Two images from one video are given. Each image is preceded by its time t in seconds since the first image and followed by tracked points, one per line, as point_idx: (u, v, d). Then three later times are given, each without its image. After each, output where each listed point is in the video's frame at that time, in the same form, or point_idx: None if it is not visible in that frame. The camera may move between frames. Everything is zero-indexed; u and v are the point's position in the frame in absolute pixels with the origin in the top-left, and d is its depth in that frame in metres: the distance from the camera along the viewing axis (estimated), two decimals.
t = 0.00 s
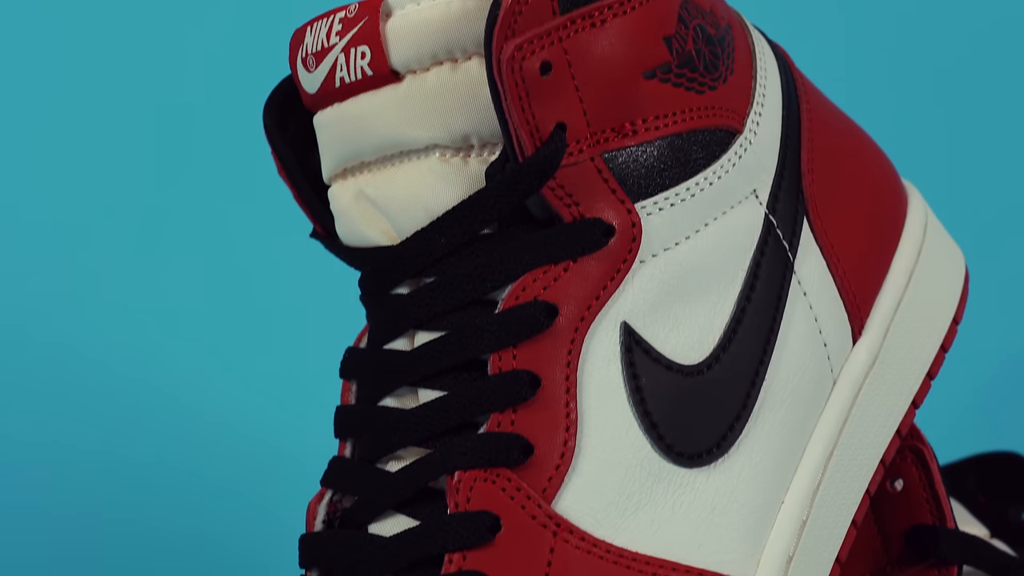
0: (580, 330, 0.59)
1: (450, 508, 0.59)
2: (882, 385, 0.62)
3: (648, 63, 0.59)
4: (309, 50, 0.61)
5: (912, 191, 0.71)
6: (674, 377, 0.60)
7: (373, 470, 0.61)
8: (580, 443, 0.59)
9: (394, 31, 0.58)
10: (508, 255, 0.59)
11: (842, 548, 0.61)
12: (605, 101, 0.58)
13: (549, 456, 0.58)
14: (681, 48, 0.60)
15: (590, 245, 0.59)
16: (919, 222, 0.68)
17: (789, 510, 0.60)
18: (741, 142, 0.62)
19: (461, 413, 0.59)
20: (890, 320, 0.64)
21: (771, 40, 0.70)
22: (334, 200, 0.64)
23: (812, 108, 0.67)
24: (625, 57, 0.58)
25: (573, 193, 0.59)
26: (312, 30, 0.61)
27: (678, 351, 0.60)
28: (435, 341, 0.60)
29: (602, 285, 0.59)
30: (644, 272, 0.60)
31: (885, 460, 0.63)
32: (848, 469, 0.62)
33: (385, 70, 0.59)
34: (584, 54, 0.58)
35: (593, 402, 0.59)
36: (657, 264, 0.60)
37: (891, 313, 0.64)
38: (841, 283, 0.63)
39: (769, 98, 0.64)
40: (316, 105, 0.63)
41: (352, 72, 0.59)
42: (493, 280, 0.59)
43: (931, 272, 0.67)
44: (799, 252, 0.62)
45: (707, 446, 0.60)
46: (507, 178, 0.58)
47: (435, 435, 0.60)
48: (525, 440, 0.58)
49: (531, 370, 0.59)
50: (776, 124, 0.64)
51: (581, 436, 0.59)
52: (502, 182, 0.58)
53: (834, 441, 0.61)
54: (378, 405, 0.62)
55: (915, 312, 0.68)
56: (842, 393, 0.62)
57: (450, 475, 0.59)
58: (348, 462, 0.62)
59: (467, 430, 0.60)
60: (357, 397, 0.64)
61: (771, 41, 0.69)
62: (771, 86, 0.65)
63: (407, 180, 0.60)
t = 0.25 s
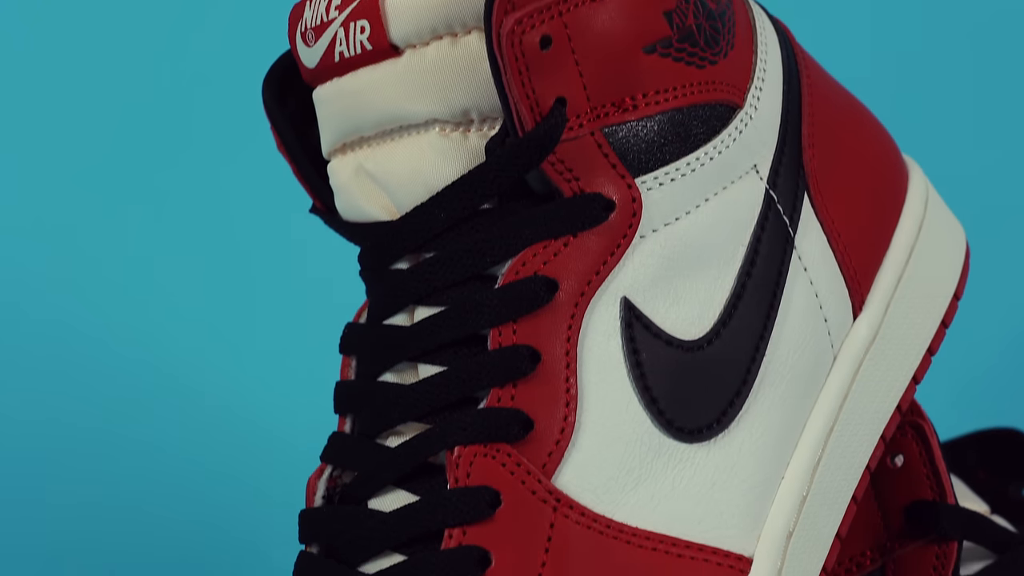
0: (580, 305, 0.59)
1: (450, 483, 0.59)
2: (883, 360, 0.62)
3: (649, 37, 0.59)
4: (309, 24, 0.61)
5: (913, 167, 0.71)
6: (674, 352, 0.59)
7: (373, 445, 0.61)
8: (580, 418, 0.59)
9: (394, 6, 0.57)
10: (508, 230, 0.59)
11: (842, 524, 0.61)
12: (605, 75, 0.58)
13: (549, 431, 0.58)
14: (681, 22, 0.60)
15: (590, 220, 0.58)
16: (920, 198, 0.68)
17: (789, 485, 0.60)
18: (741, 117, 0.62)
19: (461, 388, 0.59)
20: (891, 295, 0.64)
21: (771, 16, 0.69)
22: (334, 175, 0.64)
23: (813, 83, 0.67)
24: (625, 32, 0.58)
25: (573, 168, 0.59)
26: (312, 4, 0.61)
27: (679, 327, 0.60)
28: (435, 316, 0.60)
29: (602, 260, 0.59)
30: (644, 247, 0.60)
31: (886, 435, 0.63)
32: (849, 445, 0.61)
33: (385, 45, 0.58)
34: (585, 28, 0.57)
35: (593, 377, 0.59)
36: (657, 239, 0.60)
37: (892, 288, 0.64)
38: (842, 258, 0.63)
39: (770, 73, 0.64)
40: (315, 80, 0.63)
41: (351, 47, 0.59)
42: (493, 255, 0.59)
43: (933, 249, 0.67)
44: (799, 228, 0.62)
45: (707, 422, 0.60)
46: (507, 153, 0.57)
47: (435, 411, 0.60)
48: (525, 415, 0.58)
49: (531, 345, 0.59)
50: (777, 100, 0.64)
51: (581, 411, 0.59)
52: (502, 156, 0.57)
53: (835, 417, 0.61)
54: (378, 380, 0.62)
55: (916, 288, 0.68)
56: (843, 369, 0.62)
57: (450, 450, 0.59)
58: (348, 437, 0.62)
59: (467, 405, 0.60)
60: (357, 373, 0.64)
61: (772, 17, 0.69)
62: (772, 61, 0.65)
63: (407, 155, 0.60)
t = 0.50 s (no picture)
0: (580, 281, 0.59)
1: (450, 458, 0.59)
2: (884, 336, 0.62)
3: (649, 12, 0.59)
4: None
5: (914, 143, 0.71)
6: (674, 327, 0.59)
7: (373, 420, 0.61)
8: (580, 393, 0.59)
9: None
10: (507, 205, 0.59)
11: (842, 500, 0.61)
12: (605, 50, 0.58)
13: (548, 406, 0.59)
14: None
15: (590, 195, 0.58)
16: (921, 173, 0.68)
17: (789, 461, 0.60)
18: (742, 92, 0.61)
19: (461, 363, 0.59)
20: (892, 270, 0.64)
21: None
22: (333, 150, 0.64)
23: (814, 58, 0.67)
24: (625, 6, 0.58)
25: (573, 143, 0.58)
26: None
27: (679, 302, 0.60)
28: (435, 291, 0.60)
29: (602, 235, 0.59)
30: (644, 222, 0.59)
31: (887, 411, 0.63)
32: (849, 420, 0.61)
33: (384, 19, 0.58)
34: (584, 3, 0.57)
35: (593, 352, 0.59)
36: (657, 213, 0.60)
37: (893, 264, 0.64)
38: (844, 234, 0.63)
39: (771, 48, 0.64)
40: (314, 55, 0.63)
41: (351, 22, 0.59)
42: (493, 230, 0.59)
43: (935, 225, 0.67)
44: (800, 203, 0.62)
45: (707, 397, 0.60)
46: (507, 127, 0.57)
47: (435, 386, 0.60)
48: (525, 390, 0.59)
49: (531, 320, 0.58)
50: (778, 75, 0.64)
51: (581, 386, 0.59)
52: (502, 131, 0.57)
53: (835, 392, 0.61)
54: (377, 356, 0.62)
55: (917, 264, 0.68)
56: (844, 344, 0.62)
57: (450, 425, 0.59)
58: (348, 413, 0.62)
59: (467, 380, 0.60)
60: (357, 348, 0.64)
61: None
62: (773, 36, 0.65)
63: (407, 129, 0.60)
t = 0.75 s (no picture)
0: (580, 257, 0.59)
1: (450, 434, 0.59)
2: (884, 312, 0.62)
3: None
4: None
5: (915, 119, 0.71)
6: (674, 303, 0.59)
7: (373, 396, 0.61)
8: (580, 369, 0.59)
9: None
10: (508, 180, 0.59)
11: (842, 476, 0.61)
12: (606, 25, 0.57)
13: (548, 382, 0.59)
14: None
15: (590, 170, 0.58)
16: (922, 149, 0.67)
17: (790, 437, 0.60)
18: (743, 67, 0.61)
19: (461, 339, 0.59)
20: (893, 246, 0.64)
21: None
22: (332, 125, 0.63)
23: (815, 35, 0.67)
24: None
25: (573, 118, 0.58)
26: None
27: (679, 278, 0.60)
28: (435, 267, 0.60)
29: (602, 211, 0.59)
30: (644, 198, 0.59)
31: (888, 386, 0.63)
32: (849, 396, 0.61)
33: None
34: None
35: (593, 328, 0.59)
36: (657, 189, 0.59)
37: (893, 239, 0.64)
38: (844, 209, 0.63)
39: (771, 24, 0.64)
40: (313, 30, 0.63)
41: None
42: (493, 205, 0.59)
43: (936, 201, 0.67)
44: (801, 178, 0.62)
45: (707, 373, 0.60)
46: (507, 103, 0.57)
47: (435, 362, 0.60)
48: (525, 365, 0.59)
49: (531, 296, 0.58)
50: (778, 51, 0.63)
51: (581, 362, 0.59)
52: (502, 106, 0.57)
53: (835, 368, 0.61)
54: (377, 331, 0.62)
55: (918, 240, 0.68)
56: (844, 320, 0.62)
57: (450, 401, 0.59)
58: (348, 389, 0.62)
59: (467, 356, 0.60)
60: (357, 324, 0.64)
61: None
62: (773, 12, 0.65)
63: (406, 104, 0.59)
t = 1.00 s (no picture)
0: (580, 232, 0.58)
1: (449, 410, 0.59)
2: (885, 287, 0.62)
3: None
4: None
5: (916, 95, 0.71)
6: (674, 279, 0.59)
7: (372, 372, 0.61)
8: (580, 344, 0.59)
9: None
10: (508, 155, 0.59)
11: (842, 452, 0.61)
12: None
13: (548, 357, 0.59)
14: None
15: (590, 145, 0.58)
16: (923, 125, 0.67)
17: (789, 413, 0.60)
18: (743, 42, 0.61)
19: (461, 314, 0.59)
20: (893, 221, 0.64)
21: None
22: (331, 101, 0.63)
23: (816, 10, 0.67)
24: None
25: (573, 93, 0.58)
26: None
27: (679, 253, 0.59)
28: (435, 242, 0.60)
29: (602, 186, 0.58)
30: (644, 173, 0.59)
31: (889, 361, 0.63)
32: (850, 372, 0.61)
33: None
34: None
35: (593, 303, 0.59)
36: (658, 164, 0.59)
37: (894, 214, 0.64)
38: (845, 184, 0.63)
39: None
40: (312, 4, 0.62)
41: None
42: (493, 180, 0.59)
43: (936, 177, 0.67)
44: (802, 153, 0.62)
45: (707, 349, 0.60)
46: (507, 77, 0.57)
47: (434, 337, 0.60)
48: (525, 340, 0.58)
49: (530, 272, 0.58)
50: (779, 25, 0.63)
51: (581, 338, 0.59)
52: (501, 81, 0.57)
53: (836, 343, 0.61)
54: (377, 307, 0.62)
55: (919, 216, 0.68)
56: (845, 296, 0.62)
57: (450, 376, 0.59)
58: (347, 365, 0.62)
59: (467, 332, 0.60)
60: (356, 300, 0.64)
61: None
62: None
63: (406, 79, 0.59)
